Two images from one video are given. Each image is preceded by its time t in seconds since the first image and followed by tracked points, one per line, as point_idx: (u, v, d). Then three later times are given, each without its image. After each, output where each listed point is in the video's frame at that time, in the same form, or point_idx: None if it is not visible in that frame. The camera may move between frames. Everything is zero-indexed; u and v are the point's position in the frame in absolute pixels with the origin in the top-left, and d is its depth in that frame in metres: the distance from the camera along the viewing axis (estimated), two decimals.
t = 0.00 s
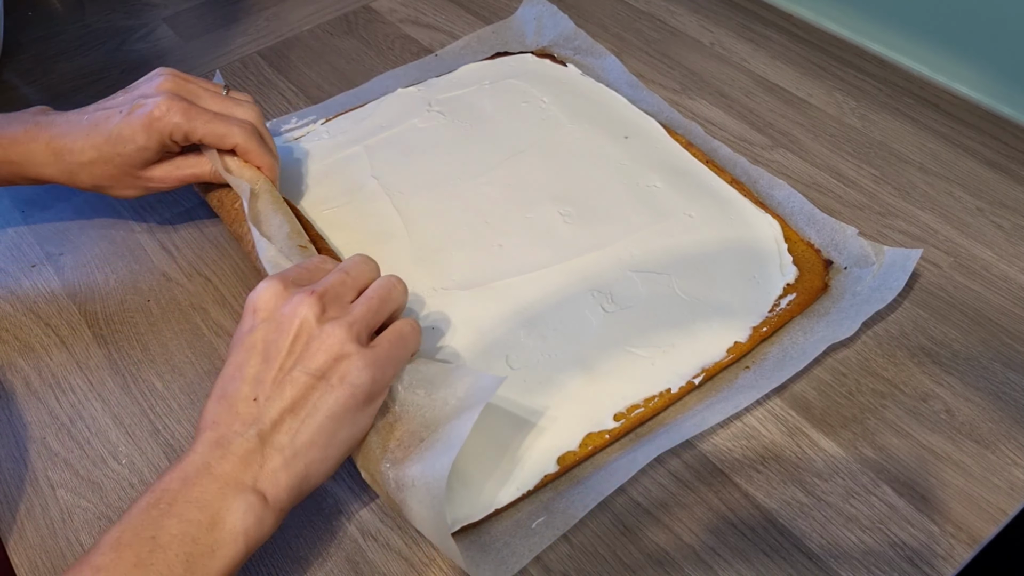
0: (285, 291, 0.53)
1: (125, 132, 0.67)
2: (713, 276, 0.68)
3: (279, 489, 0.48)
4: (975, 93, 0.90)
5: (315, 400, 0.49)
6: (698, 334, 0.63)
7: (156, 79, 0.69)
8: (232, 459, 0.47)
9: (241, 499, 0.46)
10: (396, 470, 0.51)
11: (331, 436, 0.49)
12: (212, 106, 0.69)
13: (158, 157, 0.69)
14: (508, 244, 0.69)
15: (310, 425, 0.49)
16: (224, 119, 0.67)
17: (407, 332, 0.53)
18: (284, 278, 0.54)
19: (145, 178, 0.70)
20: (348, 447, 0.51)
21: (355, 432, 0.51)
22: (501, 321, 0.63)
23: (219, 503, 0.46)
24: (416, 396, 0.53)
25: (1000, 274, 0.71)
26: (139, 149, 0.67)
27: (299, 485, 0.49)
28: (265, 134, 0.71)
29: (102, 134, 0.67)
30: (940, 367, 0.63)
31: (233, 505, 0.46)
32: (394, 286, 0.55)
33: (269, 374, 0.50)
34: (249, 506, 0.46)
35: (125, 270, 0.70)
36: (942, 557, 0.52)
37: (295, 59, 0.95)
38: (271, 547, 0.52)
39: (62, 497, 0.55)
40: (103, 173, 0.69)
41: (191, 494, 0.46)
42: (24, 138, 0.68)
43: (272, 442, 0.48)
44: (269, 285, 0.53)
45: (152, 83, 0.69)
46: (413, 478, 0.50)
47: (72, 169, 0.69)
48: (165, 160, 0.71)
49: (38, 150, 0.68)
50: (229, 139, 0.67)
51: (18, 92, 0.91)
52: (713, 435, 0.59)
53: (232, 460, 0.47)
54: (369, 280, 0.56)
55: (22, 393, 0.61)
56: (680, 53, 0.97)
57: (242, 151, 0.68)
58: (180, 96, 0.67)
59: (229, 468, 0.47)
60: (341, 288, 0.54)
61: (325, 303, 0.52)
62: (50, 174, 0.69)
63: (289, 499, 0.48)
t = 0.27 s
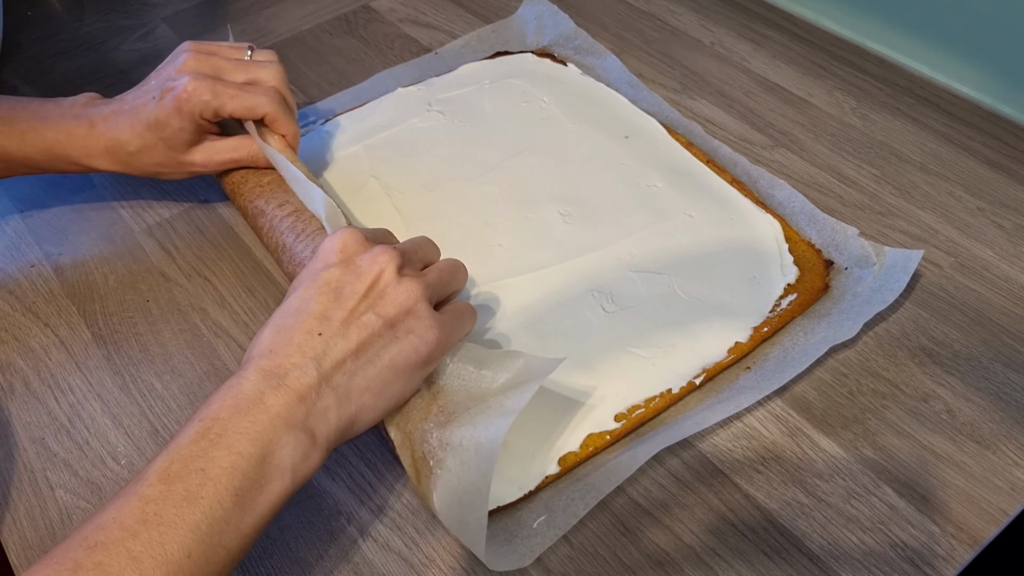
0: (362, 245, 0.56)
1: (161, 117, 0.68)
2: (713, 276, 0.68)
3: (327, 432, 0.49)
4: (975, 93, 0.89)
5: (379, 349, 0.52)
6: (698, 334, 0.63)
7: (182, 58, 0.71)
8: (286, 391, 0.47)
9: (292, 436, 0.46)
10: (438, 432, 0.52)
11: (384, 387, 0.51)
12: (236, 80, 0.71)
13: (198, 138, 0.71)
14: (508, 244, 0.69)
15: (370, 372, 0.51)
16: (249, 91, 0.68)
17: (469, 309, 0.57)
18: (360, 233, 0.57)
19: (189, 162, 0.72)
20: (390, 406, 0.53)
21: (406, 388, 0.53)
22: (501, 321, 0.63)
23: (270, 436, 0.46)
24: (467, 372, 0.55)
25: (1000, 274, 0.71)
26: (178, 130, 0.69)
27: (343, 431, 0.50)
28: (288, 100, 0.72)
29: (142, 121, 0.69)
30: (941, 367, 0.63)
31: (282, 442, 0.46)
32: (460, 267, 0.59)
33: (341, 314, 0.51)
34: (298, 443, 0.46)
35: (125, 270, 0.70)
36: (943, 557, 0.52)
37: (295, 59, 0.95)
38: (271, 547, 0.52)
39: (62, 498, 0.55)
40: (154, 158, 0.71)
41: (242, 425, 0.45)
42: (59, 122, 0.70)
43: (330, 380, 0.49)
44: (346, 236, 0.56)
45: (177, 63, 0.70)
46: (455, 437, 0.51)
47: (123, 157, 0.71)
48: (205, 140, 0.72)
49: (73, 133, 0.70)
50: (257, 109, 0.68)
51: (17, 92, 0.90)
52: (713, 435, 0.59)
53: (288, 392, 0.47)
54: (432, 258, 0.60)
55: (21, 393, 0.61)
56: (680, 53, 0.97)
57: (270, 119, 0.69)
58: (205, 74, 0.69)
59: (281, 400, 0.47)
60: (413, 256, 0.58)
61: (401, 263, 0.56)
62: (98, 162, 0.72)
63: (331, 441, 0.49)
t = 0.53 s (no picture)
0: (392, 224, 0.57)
1: (204, 102, 0.69)
2: (714, 276, 0.68)
3: (338, 397, 0.49)
4: (975, 93, 0.89)
5: (394, 324, 0.52)
6: (698, 334, 0.63)
7: (229, 49, 0.72)
8: (300, 354, 0.48)
9: (304, 398, 0.47)
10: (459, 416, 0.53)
11: (396, 359, 0.52)
12: (280, 75, 0.72)
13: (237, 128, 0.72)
14: (508, 244, 0.69)
15: (385, 346, 0.52)
16: (294, 86, 0.70)
17: (491, 294, 0.58)
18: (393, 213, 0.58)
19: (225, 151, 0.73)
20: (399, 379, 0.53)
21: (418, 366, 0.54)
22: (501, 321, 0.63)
23: (281, 399, 0.46)
24: (491, 355, 0.56)
25: (1000, 274, 0.71)
26: (219, 118, 0.70)
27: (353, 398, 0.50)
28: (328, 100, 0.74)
29: (186, 105, 0.70)
30: (941, 367, 0.63)
31: (294, 403, 0.46)
32: (488, 252, 0.60)
33: (362, 287, 0.52)
34: (310, 406, 0.47)
35: (125, 270, 0.70)
36: (943, 557, 0.52)
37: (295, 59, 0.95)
38: (271, 547, 0.52)
39: (61, 498, 0.55)
40: (192, 143, 0.72)
41: (254, 387, 0.46)
42: (105, 105, 0.71)
43: (346, 348, 0.50)
44: (378, 213, 0.57)
45: (226, 52, 0.71)
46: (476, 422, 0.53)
47: (162, 140, 0.72)
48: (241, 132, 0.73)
49: (117, 116, 0.71)
50: (299, 105, 0.70)
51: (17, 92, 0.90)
52: (713, 435, 0.59)
53: (302, 355, 0.48)
54: (462, 242, 0.61)
55: (21, 393, 0.61)
56: (680, 53, 0.97)
57: (310, 116, 0.71)
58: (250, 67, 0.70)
59: (296, 364, 0.48)
60: (443, 237, 0.59)
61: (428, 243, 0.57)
62: (138, 145, 0.73)
63: (341, 406, 0.50)
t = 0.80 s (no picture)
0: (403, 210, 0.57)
1: (219, 103, 0.69)
2: (714, 276, 0.68)
3: (362, 383, 0.49)
4: (975, 93, 0.89)
5: (416, 308, 0.52)
6: (699, 334, 0.63)
7: (236, 44, 0.71)
8: (325, 341, 0.48)
9: (328, 382, 0.47)
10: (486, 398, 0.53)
11: (419, 344, 0.52)
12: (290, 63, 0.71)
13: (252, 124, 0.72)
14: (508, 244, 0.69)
15: (407, 330, 0.51)
16: (304, 74, 0.70)
17: (510, 271, 0.58)
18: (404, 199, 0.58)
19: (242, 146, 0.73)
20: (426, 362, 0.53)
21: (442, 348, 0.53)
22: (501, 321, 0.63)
23: (306, 382, 0.46)
24: (513, 328, 0.55)
25: (1000, 274, 0.71)
26: (233, 118, 0.69)
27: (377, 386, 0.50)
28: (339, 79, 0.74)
29: (199, 108, 0.70)
30: (941, 367, 0.63)
31: (319, 388, 0.46)
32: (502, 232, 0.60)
33: (379, 273, 0.52)
34: (334, 389, 0.47)
35: (125, 270, 0.70)
36: (943, 557, 0.52)
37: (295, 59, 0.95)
38: (271, 547, 0.52)
39: (61, 498, 0.55)
40: (209, 143, 0.72)
41: (279, 371, 0.46)
42: (115, 105, 0.71)
43: (368, 335, 0.50)
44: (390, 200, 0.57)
45: (233, 49, 0.70)
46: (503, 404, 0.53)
47: (178, 141, 0.72)
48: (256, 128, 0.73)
49: (130, 116, 0.71)
50: (313, 91, 0.70)
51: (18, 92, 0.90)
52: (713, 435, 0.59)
53: (326, 342, 0.48)
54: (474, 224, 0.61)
55: (21, 393, 0.61)
56: (680, 53, 0.97)
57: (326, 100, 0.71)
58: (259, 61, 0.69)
59: (321, 347, 0.48)
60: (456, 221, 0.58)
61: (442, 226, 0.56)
62: (155, 145, 0.73)
63: (365, 395, 0.50)
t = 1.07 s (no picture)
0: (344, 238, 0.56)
1: (190, 129, 0.65)
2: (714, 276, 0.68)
3: (334, 419, 0.49)
4: (975, 93, 0.89)
5: (369, 338, 0.51)
6: (699, 334, 0.63)
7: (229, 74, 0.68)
8: (289, 392, 0.48)
9: (297, 425, 0.47)
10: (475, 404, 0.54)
11: (384, 376, 0.51)
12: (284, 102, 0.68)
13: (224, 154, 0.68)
14: (509, 244, 0.69)
15: (361, 364, 0.50)
16: (291, 112, 0.65)
17: (463, 269, 0.55)
18: (347, 225, 0.57)
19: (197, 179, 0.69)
20: (398, 391, 0.52)
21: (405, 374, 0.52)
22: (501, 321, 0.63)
23: (275, 429, 0.46)
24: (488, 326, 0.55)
25: (1000, 274, 0.71)
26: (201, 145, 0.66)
27: (352, 422, 0.50)
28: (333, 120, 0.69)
29: (165, 127, 0.66)
30: (941, 367, 0.63)
31: (287, 430, 0.46)
32: (450, 231, 0.58)
33: (326, 313, 0.52)
34: (304, 432, 0.47)
35: (125, 270, 0.70)
36: (943, 557, 0.52)
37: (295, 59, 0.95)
38: (271, 547, 0.52)
39: (62, 498, 0.55)
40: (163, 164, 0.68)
41: (249, 422, 0.46)
42: (72, 108, 0.69)
43: (326, 377, 0.49)
44: (333, 230, 0.56)
45: (224, 79, 0.68)
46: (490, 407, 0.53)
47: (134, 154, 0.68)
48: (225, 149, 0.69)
49: (83, 121, 0.69)
50: (299, 130, 0.65)
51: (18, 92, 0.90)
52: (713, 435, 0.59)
53: (290, 392, 0.48)
54: (427, 225, 0.59)
55: (21, 393, 0.61)
56: (680, 53, 0.97)
57: (317, 138, 0.66)
58: (245, 96, 0.66)
59: (292, 395, 0.48)
60: (400, 234, 0.56)
61: (382, 246, 0.55)
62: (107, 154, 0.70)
63: (341, 434, 0.49)
